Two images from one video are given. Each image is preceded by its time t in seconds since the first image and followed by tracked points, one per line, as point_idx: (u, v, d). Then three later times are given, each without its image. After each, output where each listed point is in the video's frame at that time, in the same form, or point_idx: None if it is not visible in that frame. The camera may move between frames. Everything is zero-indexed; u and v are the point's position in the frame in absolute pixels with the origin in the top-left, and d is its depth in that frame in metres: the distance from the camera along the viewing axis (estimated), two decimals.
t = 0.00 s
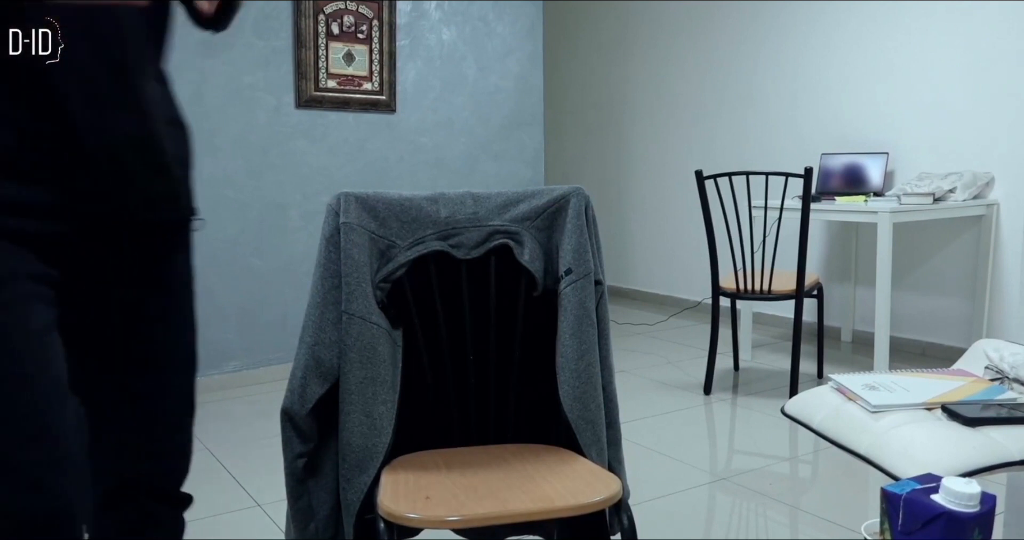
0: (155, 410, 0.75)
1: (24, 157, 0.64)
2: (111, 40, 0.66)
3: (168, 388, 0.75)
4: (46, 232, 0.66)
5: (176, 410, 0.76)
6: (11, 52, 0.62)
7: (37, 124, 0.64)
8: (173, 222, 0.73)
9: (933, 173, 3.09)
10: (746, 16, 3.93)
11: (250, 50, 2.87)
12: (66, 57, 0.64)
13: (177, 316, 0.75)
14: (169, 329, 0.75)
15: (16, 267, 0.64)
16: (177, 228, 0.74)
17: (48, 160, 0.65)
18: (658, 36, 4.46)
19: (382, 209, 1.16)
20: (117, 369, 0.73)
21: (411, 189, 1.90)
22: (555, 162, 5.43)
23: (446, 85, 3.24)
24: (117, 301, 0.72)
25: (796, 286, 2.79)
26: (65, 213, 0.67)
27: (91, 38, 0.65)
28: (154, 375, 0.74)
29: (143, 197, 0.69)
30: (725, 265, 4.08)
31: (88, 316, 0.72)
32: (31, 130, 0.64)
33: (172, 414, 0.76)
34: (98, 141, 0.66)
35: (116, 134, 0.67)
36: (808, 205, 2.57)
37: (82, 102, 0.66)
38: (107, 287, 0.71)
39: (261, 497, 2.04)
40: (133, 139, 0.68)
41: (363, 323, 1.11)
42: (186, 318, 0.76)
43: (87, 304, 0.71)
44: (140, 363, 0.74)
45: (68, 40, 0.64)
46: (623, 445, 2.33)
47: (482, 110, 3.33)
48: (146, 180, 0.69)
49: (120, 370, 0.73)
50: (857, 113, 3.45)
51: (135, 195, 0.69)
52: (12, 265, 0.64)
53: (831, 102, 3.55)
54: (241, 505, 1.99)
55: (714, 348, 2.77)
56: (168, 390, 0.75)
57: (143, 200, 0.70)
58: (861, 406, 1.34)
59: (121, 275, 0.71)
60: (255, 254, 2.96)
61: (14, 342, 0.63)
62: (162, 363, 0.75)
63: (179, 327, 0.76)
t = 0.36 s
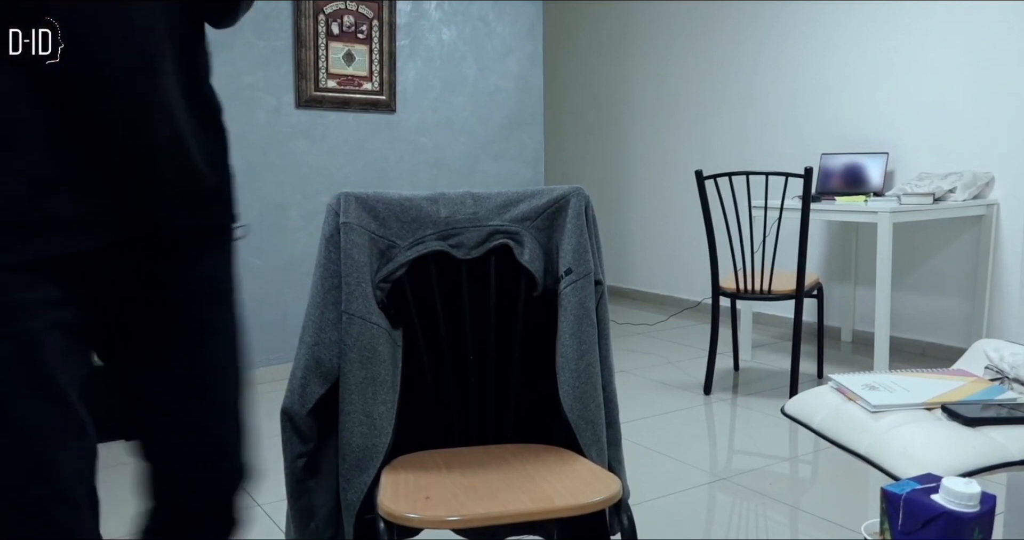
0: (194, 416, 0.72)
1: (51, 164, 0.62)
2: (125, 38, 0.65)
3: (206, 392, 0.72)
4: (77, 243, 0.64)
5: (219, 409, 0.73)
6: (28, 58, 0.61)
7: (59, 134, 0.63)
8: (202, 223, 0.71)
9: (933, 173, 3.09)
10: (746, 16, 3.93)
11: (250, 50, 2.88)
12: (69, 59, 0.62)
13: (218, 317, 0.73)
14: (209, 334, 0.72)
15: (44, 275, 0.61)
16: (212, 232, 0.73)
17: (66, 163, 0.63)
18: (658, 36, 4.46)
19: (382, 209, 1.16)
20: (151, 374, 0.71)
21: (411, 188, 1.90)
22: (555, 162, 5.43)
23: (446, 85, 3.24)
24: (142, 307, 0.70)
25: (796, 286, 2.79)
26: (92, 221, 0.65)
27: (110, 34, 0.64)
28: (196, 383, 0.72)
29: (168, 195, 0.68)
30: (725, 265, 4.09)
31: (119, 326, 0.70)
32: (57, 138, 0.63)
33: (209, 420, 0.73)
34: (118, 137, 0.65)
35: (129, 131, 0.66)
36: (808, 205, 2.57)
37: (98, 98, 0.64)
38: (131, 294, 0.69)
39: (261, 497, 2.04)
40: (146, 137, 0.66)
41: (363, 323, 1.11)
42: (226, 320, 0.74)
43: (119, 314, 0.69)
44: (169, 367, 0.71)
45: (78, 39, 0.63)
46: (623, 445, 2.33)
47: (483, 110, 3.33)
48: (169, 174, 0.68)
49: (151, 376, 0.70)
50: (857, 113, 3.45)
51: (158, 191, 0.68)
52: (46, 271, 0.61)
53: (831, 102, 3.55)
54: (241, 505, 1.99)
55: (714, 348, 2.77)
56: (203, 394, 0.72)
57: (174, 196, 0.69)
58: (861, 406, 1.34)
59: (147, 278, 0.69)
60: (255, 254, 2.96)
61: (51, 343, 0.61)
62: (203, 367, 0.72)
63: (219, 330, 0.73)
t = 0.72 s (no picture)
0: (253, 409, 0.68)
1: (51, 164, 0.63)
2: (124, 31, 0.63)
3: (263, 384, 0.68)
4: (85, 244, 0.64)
5: (280, 400, 0.68)
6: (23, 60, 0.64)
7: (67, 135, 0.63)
8: (227, 212, 0.68)
9: (933, 173, 3.09)
10: (746, 16, 3.93)
11: (249, 50, 2.88)
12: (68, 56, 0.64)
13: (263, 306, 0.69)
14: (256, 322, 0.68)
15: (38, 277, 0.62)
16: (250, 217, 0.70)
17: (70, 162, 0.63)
18: (659, 36, 4.46)
19: (382, 209, 1.16)
20: (198, 371, 0.68)
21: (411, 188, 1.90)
22: (554, 162, 5.43)
23: (446, 85, 3.24)
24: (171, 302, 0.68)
25: (796, 286, 2.79)
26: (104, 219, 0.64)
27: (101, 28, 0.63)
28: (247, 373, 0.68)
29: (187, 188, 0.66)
30: (725, 265, 4.08)
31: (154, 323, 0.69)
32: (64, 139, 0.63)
33: (269, 413, 0.68)
34: (125, 134, 0.65)
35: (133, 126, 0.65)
36: (808, 205, 2.57)
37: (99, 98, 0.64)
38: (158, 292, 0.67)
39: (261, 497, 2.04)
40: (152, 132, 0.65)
41: (364, 323, 1.11)
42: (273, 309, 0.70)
43: (151, 313, 0.68)
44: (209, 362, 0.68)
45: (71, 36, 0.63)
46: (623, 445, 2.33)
47: (482, 110, 3.33)
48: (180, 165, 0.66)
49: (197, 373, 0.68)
50: (857, 113, 3.45)
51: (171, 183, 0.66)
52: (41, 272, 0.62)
53: (831, 102, 3.55)
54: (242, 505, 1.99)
55: (714, 347, 2.77)
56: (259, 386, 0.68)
57: (193, 185, 0.66)
58: (861, 406, 1.34)
59: (172, 275, 0.67)
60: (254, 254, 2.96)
61: (44, 344, 0.62)
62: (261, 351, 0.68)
63: (266, 319, 0.69)
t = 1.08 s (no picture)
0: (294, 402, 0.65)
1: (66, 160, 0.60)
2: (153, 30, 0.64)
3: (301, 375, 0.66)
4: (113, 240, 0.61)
5: (320, 388, 0.65)
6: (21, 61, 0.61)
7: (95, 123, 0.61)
8: (255, 208, 0.67)
9: (933, 173, 3.09)
10: (746, 16, 3.93)
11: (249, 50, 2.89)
12: (68, 56, 0.61)
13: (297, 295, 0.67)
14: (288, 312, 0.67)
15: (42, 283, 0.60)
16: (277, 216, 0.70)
17: (82, 160, 0.60)
18: (658, 36, 4.46)
19: (382, 209, 1.16)
20: (233, 369, 0.67)
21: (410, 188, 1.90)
22: (555, 162, 5.43)
23: (446, 85, 3.24)
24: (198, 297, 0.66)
25: (796, 286, 2.79)
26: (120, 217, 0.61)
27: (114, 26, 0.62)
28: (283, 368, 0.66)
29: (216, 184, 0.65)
30: (725, 265, 4.09)
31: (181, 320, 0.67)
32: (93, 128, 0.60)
33: (312, 402, 0.65)
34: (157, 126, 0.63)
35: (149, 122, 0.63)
36: (808, 205, 2.57)
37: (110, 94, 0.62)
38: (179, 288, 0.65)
39: (261, 497, 2.04)
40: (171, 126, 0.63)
41: (364, 323, 1.11)
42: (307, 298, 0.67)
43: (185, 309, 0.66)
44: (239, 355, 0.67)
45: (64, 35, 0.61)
46: (623, 445, 2.33)
47: (482, 110, 3.33)
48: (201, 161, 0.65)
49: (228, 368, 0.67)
50: (857, 113, 3.45)
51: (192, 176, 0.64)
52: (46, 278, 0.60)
53: (831, 102, 3.55)
54: (242, 505, 1.99)
55: (714, 347, 2.77)
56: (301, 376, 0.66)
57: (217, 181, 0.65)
58: (861, 406, 1.34)
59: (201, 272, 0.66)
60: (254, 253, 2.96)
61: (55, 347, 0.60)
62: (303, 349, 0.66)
63: (297, 307, 0.67)
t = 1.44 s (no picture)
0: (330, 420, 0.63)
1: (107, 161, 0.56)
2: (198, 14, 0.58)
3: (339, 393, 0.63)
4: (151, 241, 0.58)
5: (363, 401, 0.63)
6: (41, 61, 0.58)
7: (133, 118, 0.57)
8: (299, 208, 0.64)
9: (933, 173, 3.09)
10: (746, 16, 3.93)
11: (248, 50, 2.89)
12: (66, 57, 0.57)
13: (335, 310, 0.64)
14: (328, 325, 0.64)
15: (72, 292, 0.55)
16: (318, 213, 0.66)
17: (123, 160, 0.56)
18: (659, 36, 4.46)
19: (382, 209, 1.16)
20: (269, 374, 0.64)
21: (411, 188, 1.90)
22: (555, 162, 5.43)
23: (446, 85, 3.24)
24: (232, 305, 0.63)
25: (796, 286, 2.79)
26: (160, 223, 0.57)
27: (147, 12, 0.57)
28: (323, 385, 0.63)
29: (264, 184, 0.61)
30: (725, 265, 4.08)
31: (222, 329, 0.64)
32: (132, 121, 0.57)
33: (355, 419, 0.63)
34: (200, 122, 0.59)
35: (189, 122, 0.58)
36: (808, 205, 2.57)
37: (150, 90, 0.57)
38: (218, 297, 0.62)
39: (261, 497, 2.04)
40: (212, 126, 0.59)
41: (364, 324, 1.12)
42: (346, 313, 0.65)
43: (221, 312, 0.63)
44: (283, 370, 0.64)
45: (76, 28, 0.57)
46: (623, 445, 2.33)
47: (483, 110, 3.33)
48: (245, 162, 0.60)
49: (274, 381, 0.64)
50: (857, 113, 3.45)
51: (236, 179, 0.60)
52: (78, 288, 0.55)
53: (830, 102, 3.56)
54: (242, 505, 1.99)
55: (714, 347, 2.77)
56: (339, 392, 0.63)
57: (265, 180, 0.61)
58: (861, 406, 1.34)
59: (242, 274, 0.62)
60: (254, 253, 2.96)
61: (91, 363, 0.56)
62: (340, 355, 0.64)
63: (341, 317, 0.65)
